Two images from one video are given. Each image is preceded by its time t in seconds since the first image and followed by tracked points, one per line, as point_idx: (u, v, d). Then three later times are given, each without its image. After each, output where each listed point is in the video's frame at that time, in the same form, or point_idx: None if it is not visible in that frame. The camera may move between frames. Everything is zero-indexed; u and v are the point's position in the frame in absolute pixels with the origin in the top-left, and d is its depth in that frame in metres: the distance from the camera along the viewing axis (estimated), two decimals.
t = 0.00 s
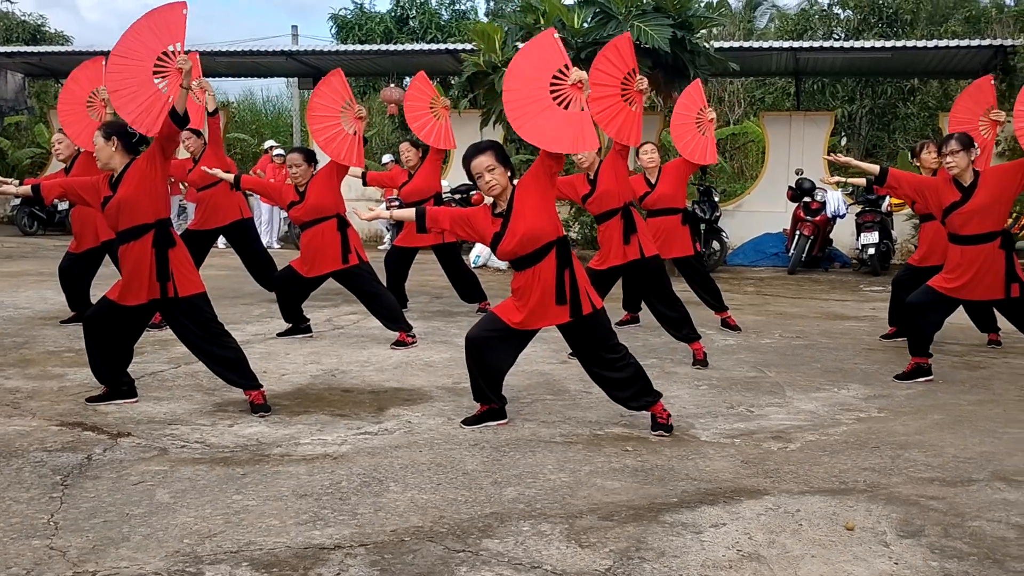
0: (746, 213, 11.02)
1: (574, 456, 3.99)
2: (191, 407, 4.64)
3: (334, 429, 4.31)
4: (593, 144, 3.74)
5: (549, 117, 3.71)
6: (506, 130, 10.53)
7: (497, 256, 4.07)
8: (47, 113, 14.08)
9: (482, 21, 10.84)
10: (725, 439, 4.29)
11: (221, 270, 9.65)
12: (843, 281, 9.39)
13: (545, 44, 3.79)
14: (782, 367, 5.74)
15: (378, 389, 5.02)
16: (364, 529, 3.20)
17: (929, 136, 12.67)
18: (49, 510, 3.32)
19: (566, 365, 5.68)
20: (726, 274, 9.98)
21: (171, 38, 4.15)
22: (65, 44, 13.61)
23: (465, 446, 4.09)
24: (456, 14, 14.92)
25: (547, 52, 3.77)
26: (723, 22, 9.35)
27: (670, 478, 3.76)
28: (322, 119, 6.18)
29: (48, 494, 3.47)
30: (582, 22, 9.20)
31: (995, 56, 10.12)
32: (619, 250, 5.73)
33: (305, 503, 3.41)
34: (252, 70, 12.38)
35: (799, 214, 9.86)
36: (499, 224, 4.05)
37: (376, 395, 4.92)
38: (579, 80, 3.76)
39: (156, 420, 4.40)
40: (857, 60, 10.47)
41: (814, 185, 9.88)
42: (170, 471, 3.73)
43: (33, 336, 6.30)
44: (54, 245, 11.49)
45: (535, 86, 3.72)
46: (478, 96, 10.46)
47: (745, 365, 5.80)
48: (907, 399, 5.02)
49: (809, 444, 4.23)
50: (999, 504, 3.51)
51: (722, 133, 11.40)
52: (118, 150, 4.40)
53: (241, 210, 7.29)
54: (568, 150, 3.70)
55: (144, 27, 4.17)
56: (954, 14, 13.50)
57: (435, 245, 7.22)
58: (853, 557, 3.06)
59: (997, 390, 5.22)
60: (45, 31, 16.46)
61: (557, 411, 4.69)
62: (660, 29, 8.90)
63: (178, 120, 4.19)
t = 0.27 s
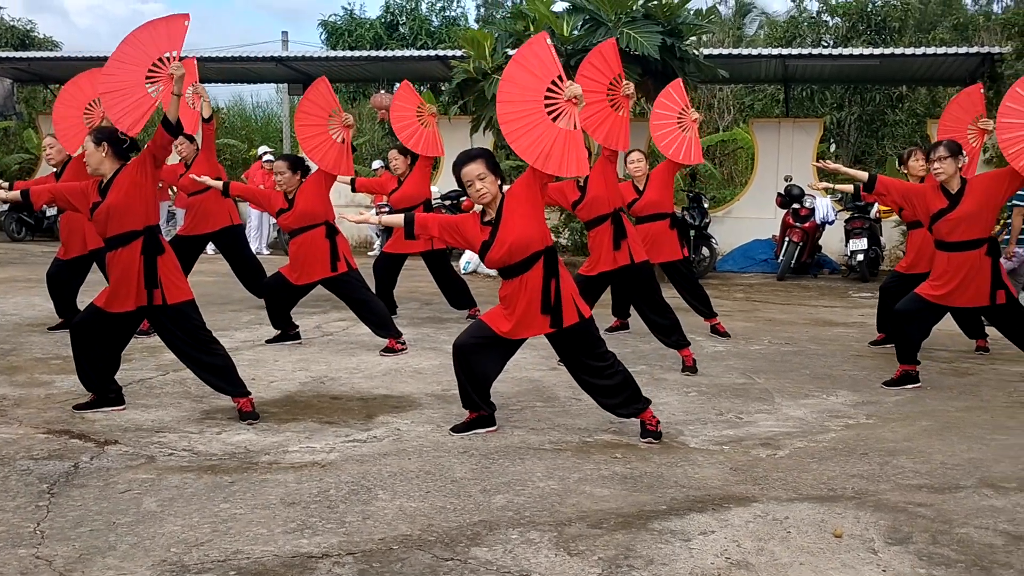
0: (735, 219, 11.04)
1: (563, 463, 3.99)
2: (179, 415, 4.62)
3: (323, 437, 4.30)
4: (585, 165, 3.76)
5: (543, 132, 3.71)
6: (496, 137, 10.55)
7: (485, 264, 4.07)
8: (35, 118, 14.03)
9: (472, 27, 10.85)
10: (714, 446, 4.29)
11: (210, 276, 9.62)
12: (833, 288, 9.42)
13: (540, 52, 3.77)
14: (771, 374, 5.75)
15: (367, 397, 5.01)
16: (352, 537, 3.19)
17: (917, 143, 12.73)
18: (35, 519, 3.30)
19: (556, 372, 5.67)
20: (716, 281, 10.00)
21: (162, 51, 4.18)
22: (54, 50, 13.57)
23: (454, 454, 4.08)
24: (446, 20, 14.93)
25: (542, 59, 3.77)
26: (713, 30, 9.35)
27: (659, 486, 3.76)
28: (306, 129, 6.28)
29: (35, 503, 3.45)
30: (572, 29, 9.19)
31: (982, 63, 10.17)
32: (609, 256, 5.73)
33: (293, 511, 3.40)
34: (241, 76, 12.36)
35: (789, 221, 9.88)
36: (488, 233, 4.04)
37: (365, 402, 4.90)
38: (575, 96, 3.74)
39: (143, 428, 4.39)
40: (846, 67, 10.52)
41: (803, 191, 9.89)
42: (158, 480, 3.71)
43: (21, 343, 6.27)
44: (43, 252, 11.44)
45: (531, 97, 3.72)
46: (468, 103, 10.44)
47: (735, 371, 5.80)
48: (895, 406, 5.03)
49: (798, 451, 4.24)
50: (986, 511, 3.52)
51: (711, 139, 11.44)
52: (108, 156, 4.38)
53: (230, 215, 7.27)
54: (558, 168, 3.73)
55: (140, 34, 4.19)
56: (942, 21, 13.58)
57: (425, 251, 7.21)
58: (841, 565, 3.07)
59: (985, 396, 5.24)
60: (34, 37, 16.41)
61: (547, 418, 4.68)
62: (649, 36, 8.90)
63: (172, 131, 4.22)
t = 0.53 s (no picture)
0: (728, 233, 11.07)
1: (556, 479, 3.99)
2: (171, 431, 4.61)
3: (315, 452, 4.30)
4: (574, 178, 3.77)
5: (531, 147, 3.73)
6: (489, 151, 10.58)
7: (478, 279, 4.08)
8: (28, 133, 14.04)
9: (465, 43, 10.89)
10: (707, 461, 4.29)
11: (203, 291, 9.61)
12: (826, 302, 9.45)
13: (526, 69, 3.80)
14: (764, 388, 5.76)
15: (360, 412, 5.00)
16: (344, 554, 3.18)
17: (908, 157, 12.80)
18: (25, 537, 3.28)
19: (549, 387, 5.67)
20: (709, 295, 10.02)
21: (209, 97, 4.46)
22: (47, 65, 13.58)
23: (447, 469, 4.08)
24: (440, 35, 14.98)
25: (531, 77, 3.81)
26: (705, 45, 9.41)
27: (652, 501, 3.76)
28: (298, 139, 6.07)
29: (25, 520, 3.44)
30: (565, 44, 9.21)
31: (972, 78, 10.24)
32: (602, 270, 5.72)
33: (285, 528, 3.39)
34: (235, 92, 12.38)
35: (781, 235, 9.91)
36: (480, 248, 4.05)
37: (357, 418, 4.90)
38: (561, 111, 3.80)
39: (135, 444, 4.37)
40: (837, 82, 10.58)
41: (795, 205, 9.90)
42: (149, 496, 3.70)
43: (13, 358, 6.25)
44: (35, 267, 11.42)
45: (518, 112, 3.74)
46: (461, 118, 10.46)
47: (727, 386, 5.81)
48: (888, 420, 5.04)
49: (790, 466, 4.24)
50: (978, 526, 3.53)
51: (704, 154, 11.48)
52: (101, 172, 4.39)
53: (223, 231, 7.29)
54: (549, 183, 3.72)
55: (188, 73, 4.42)
56: (932, 36, 13.67)
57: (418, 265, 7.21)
58: None
59: (977, 410, 5.25)
60: (27, 52, 16.41)
61: (539, 433, 4.68)
62: (642, 52, 8.96)
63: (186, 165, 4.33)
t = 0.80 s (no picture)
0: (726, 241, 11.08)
1: (554, 488, 3.98)
2: (168, 441, 4.60)
3: (313, 462, 4.29)
4: (568, 184, 3.80)
5: (523, 155, 3.73)
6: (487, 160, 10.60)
7: (476, 288, 4.08)
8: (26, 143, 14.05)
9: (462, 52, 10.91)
10: (705, 469, 4.29)
11: (201, 301, 9.60)
12: (823, 310, 9.45)
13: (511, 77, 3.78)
14: (762, 396, 5.76)
15: (357, 422, 4.99)
16: (342, 564, 3.18)
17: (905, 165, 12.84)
18: (22, 547, 3.28)
19: (547, 396, 5.67)
20: (706, 303, 10.02)
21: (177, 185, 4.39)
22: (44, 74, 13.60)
23: (445, 479, 4.07)
24: (437, 44, 15.00)
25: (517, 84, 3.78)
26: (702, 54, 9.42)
27: (650, 510, 3.75)
28: (304, 147, 6.28)
29: (22, 531, 3.43)
30: (562, 53, 9.31)
31: (968, 86, 10.27)
32: (601, 280, 5.72)
33: (283, 538, 3.39)
34: (233, 101, 12.40)
35: (778, 243, 9.92)
36: (479, 257, 4.05)
37: (355, 427, 4.89)
38: (551, 116, 3.77)
39: (132, 454, 4.36)
40: (834, 90, 10.60)
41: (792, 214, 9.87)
42: (146, 506, 3.69)
43: (10, 368, 6.24)
44: (33, 276, 11.41)
45: (508, 122, 3.72)
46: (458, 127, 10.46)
47: (725, 394, 5.80)
48: (886, 428, 5.04)
49: (789, 474, 4.24)
50: (977, 534, 3.53)
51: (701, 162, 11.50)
52: (93, 183, 4.38)
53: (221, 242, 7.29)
54: (542, 190, 3.77)
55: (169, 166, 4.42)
56: (929, 44, 13.71)
57: (416, 274, 7.21)
58: None
59: (975, 418, 5.25)
60: (25, 61, 16.43)
61: (538, 442, 4.68)
62: (639, 61, 8.96)
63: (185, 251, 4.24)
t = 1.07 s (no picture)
0: (724, 246, 11.09)
1: (553, 492, 3.98)
2: (166, 445, 4.60)
3: (311, 466, 4.29)
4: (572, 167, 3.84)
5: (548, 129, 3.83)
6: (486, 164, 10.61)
7: (477, 289, 4.08)
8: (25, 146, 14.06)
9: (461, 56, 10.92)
10: (704, 473, 4.29)
11: (199, 304, 9.60)
12: (822, 314, 9.46)
13: (597, 78, 4.15)
14: (760, 400, 5.76)
15: (356, 426, 5.00)
16: (340, 568, 3.18)
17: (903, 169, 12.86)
18: (20, 551, 3.27)
19: (546, 399, 5.67)
20: (704, 307, 10.03)
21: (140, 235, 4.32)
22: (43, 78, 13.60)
23: (443, 483, 4.07)
24: (436, 48, 15.02)
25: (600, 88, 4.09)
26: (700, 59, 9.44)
27: (648, 514, 3.75)
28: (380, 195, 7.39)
29: (20, 534, 3.43)
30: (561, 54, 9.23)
31: (967, 91, 10.28)
32: (600, 285, 5.73)
33: (281, 542, 3.39)
34: (232, 105, 12.41)
35: (777, 247, 9.93)
36: (480, 259, 4.06)
37: (353, 431, 4.89)
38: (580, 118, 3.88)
39: (130, 458, 4.36)
40: (832, 95, 10.62)
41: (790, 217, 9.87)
42: (144, 511, 3.69)
43: (8, 372, 6.24)
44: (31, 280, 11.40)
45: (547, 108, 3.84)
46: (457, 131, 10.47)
47: (724, 398, 5.80)
48: (884, 433, 5.05)
49: (787, 479, 4.24)
50: (975, 538, 3.53)
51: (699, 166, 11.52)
52: (92, 190, 4.39)
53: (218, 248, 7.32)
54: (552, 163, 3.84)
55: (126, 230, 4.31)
56: (927, 49, 13.75)
57: (415, 279, 7.21)
58: None
59: (974, 423, 5.25)
60: (25, 65, 16.44)
61: (536, 446, 4.68)
62: (638, 65, 8.96)
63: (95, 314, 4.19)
